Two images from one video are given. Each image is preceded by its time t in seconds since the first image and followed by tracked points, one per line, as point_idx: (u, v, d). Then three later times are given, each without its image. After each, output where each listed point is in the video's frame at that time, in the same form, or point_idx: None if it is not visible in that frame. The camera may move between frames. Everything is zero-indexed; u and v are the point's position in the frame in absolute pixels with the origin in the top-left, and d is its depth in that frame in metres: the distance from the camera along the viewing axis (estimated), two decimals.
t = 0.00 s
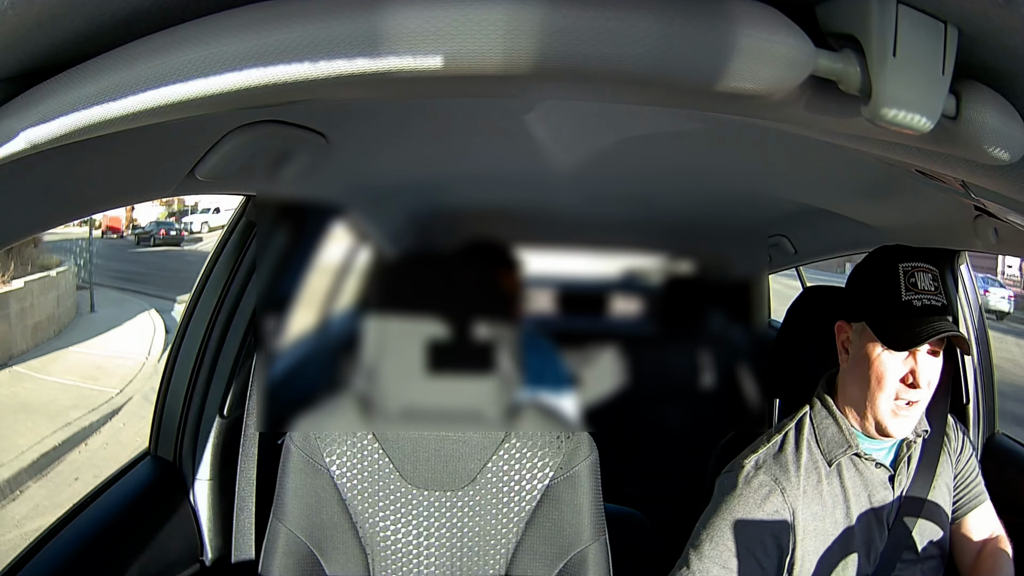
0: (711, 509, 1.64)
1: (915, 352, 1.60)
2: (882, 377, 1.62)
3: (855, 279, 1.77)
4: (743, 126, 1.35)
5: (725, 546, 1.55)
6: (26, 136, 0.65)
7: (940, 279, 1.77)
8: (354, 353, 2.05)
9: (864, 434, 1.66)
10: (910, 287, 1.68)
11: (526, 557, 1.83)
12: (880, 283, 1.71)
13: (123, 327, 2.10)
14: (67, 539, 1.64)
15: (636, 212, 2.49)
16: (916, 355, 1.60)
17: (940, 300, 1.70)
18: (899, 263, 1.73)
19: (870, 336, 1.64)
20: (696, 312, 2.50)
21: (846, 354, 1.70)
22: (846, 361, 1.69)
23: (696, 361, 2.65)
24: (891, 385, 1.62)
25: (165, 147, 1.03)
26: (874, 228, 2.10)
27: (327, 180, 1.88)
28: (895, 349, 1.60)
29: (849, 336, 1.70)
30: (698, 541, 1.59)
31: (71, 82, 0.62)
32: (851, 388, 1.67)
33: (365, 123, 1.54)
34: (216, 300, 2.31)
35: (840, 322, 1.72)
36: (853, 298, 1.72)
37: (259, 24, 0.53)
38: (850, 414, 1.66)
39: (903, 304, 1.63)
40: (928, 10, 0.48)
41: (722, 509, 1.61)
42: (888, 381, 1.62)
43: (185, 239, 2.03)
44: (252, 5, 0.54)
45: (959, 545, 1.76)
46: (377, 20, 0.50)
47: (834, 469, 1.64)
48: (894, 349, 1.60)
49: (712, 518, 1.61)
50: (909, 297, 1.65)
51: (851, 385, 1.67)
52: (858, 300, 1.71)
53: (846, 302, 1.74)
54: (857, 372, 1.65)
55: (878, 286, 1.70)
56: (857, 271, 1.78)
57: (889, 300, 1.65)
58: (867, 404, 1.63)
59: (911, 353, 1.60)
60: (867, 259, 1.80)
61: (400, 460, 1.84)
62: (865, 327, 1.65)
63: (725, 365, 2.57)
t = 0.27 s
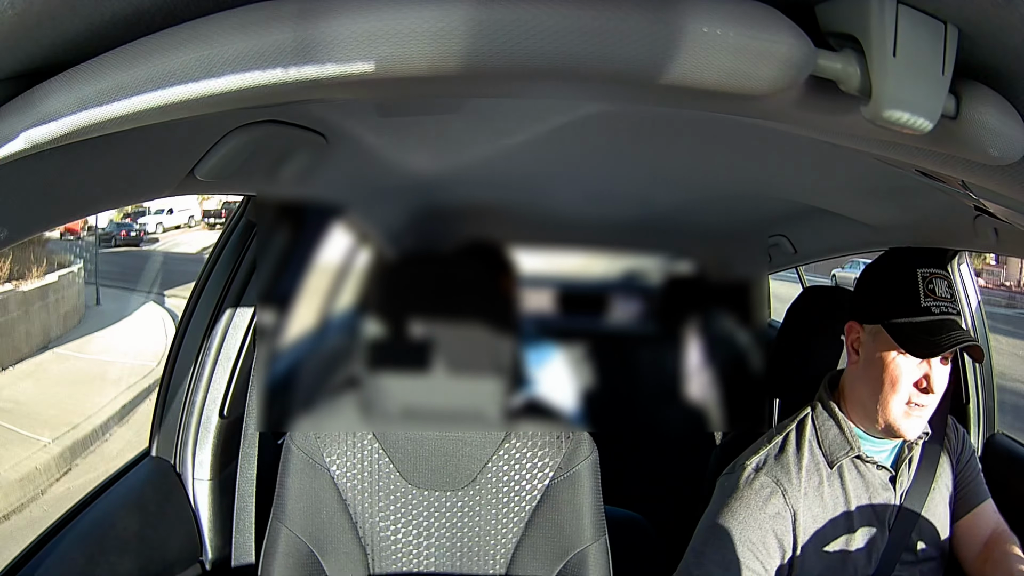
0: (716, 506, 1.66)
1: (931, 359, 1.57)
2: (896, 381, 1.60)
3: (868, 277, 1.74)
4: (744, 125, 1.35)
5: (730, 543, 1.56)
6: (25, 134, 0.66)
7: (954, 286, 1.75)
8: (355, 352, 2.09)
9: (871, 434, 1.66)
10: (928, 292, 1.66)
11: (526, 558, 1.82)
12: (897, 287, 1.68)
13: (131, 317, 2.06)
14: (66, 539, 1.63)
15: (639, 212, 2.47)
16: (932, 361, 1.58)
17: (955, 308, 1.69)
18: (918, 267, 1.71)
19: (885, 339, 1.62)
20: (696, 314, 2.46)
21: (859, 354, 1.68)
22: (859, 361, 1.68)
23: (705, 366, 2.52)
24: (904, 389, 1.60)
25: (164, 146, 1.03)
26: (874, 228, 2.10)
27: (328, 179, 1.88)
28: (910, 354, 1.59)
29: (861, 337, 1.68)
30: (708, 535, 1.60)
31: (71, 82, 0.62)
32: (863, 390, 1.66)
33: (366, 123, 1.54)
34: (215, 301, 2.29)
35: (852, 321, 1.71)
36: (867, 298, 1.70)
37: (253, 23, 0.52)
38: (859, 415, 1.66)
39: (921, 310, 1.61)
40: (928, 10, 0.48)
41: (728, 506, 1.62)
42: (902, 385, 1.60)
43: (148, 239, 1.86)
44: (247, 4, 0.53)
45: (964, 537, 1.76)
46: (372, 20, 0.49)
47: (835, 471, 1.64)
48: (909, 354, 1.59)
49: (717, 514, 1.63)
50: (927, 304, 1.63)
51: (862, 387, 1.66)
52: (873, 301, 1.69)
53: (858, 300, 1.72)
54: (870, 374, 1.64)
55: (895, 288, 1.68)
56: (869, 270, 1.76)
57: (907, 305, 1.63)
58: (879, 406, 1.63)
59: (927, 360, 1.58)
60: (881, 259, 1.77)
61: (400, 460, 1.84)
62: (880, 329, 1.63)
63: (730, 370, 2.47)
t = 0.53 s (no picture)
0: (718, 500, 1.68)
1: (944, 348, 1.56)
2: (910, 369, 1.59)
3: (881, 272, 1.75)
4: (743, 126, 1.35)
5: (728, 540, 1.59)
6: (27, 134, 0.66)
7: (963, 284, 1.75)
8: (357, 351, 2.12)
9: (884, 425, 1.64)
10: (941, 286, 1.65)
11: (526, 558, 1.82)
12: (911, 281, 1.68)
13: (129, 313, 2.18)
14: (68, 538, 1.64)
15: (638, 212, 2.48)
16: (945, 351, 1.57)
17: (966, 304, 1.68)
18: (932, 264, 1.71)
19: (898, 329, 1.61)
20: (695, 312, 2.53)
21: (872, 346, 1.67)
22: (873, 353, 1.66)
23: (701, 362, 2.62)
24: (918, 377, 1.59)
25: (164, 147, 1.03)
26: (874, 228, 2.10)
27: (329, 179, 1.88)
28: (923, 342, 1.58)
29: (873, 330, 1.67)
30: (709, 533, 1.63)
31: (71, 82, 0.62)
32: (877, 380, 1.64)
33: (365, 123, 1.54)
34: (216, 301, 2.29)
35: (865, 313, 1.71)
36: (882, 293, 1.70)
37: (251, 23, 0.52)
38: (870, 404, 1.66)
39: (934, 302, 1.61)
40: (929, 10, 0.48)
41: (729, 501, 1.64)
42: (915, 373, 1.59)
43: (119, 237, 1.85)
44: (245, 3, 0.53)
45: (962, 545, 1.80)
46: (372, 21, 0.49)
47: (839, 464, 1.64)
48: (923, 342, 1.57)
49: (717, 511, 1.65)
50: (939, 296, 1.62)
51: (875, 377, 1.64)
52: (886, 293, 1.68)
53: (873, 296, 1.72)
54: (884, 364, 1.63)
55: (909, 283, 1.67)
56: (884, 265, 1.76)
57: (920, 298, 1.62)
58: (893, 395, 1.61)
59: (941, 348, 1.56)
60: (894, 256, 1.78)
61: (400, 460, 1.84)
62: (894, 319, 1.62)
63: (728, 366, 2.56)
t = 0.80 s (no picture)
0: (713, 502, 1.69)
1: (938, 340, 1.57)
2: (905, 364, 1.59)
3: (870, 271, 1.75)
4: (743, 126, 1.35)
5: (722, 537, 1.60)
6: (26, 134, 0.66)
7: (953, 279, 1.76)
8: (358, 352, 2.12)
9: (884, 418, 1.65)
10: (932, 279, 1.66)
11: (528, 558, 1.82)
12: (901, 276, 1.68)
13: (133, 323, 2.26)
14: (66, 539, 1.64)
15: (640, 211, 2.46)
16: (940, 343, 1.57)
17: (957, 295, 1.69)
18: (921, 260, 1.71)
19: (892, 325, 1.61)
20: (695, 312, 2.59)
21: (866, 342, 1.66)
22: (867, 350, 1.66)
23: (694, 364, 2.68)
24: (913, 371, 1.60)
25: (164, 146, 1.03)
26: (874, 228, 2.10)
27: (329, 179, 1.88)
28: (919, 335, 1.58)
29: (867, 327, 1.66)
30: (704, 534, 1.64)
31: (71, 82, 0.62)
32: (873, 376, 1.64)
33: (365, 123, 1.54)
34: (216, 302, 2.28)
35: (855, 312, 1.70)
36: (873, 290, 1.69)
37: (251, 22, 0.51)
38: (868, 402, 1.66)
39: (927, 296, 1.62)
40: (929, 10, 0.48)
41: (725, 502, 1.65)
42: (911, 368, 1.59)
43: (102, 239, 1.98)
44: (246, 3, 0.53)
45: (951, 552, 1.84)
46: (372, 20, 0.49)
47: (835, 464, 1.65)
48: (919, 336, 1.58)
49: (712, 511, 1.66)
50: (932, 289, 1.64)
51: (871, 374, 1.64)
52: (875, 290, 1.69)
53: (865, 292, 1.72)
54: (880, 360, 1.63)
55: (901, 278, 1.67)
56: (873, 264, 1.77)
57: (912, 292, 1.63)
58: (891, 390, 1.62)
59: (936, 340, 1.57)
60: (883, 254, 1.78)
61: (400, 460, 1.85)
62: (888, 315, 1.61)
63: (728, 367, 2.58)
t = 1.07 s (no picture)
0: (715, 508, 1.70)
1: (937, 352, 1.57)
2: (903, 374, 1.60)
3: (873, 274, 1.75)
4: (743, 125, 1.35)
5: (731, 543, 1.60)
6: (26, 133, 0.66)
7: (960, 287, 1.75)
8: (358, 351, 2.09)
9: (878, 427, 1.65)
10: (935, 287, 1.66)
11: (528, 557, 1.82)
12: (905, 281, 1.68)
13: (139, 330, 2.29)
14: (66, 540, 1.63)
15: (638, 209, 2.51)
16: (937, 354, 1.57)
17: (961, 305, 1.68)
18: (925, 265, 1.71)
19: (891, 332, 1.61)
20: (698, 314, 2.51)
21: (865, 348, 1.67)
22: (865, 355, 1.67)
23: (691, 365, 2.62)
24: (910, 382, 1.60)
25: (164, 146, 1.03)
26: (875, 228, 2.10)
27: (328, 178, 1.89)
28: (918, 347, 1.58)
29: (866, 330, 1.67)
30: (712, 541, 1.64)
31: (71, 82, 0.62)
32: (869, 382, 1.65)
33: (365, 123, 1.54)
34: (216, 301, 2.28)
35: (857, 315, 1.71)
36: (874, 291, 1.70)
37: (252, 22, 0.51)
38: (864, 407, 1.66)
39: (928, 304, 1.62)
40: (929, 10, 0.48)
41: (728, 508, 1.65)
42: (909, 377, 1.60)
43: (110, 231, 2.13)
44: (246, 3, 0.53)
45: (962, 554, 1.84)
46: (373, 20, 0.49)
47: (833, 467, 1.65)
48: (917, 347, 1.58)
49: (717, 518, 1.67)
50: (933, 298, 1.63)
51: (868, 380, 1.65)
52: (879, 294, 1.68)
53: (867, 294, 1.72)
54: (877, 367, 1.63)
55: (902, 283, 1.67)
56: (876, 266, 1.77)
57: (912, 300, 1.62)
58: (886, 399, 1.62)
59: (933, 352, 1.57)
60: (886, 257, 1.78)
61: (400, 460, 1.85)
62: (887, 322, 1.62)
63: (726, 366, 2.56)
